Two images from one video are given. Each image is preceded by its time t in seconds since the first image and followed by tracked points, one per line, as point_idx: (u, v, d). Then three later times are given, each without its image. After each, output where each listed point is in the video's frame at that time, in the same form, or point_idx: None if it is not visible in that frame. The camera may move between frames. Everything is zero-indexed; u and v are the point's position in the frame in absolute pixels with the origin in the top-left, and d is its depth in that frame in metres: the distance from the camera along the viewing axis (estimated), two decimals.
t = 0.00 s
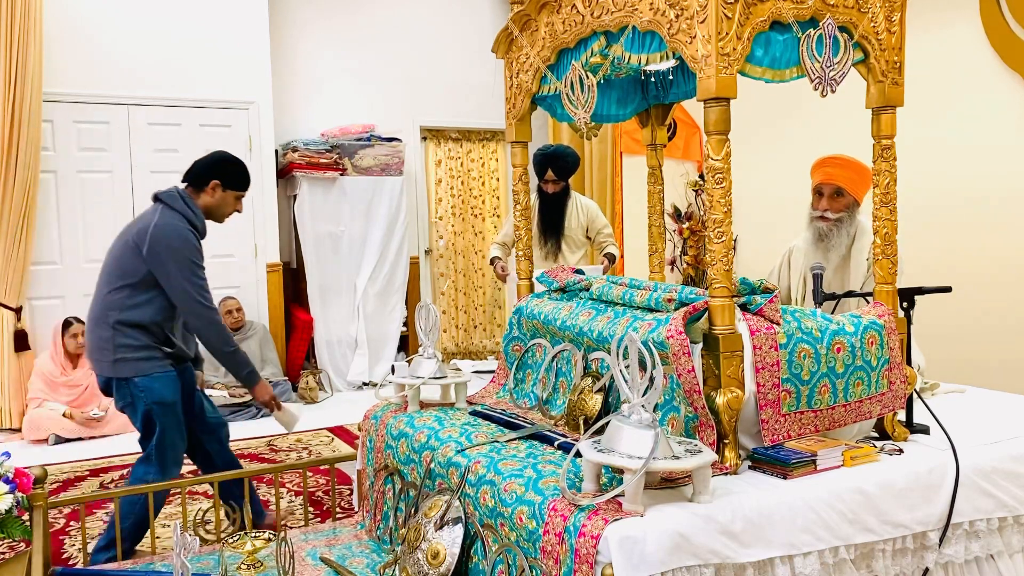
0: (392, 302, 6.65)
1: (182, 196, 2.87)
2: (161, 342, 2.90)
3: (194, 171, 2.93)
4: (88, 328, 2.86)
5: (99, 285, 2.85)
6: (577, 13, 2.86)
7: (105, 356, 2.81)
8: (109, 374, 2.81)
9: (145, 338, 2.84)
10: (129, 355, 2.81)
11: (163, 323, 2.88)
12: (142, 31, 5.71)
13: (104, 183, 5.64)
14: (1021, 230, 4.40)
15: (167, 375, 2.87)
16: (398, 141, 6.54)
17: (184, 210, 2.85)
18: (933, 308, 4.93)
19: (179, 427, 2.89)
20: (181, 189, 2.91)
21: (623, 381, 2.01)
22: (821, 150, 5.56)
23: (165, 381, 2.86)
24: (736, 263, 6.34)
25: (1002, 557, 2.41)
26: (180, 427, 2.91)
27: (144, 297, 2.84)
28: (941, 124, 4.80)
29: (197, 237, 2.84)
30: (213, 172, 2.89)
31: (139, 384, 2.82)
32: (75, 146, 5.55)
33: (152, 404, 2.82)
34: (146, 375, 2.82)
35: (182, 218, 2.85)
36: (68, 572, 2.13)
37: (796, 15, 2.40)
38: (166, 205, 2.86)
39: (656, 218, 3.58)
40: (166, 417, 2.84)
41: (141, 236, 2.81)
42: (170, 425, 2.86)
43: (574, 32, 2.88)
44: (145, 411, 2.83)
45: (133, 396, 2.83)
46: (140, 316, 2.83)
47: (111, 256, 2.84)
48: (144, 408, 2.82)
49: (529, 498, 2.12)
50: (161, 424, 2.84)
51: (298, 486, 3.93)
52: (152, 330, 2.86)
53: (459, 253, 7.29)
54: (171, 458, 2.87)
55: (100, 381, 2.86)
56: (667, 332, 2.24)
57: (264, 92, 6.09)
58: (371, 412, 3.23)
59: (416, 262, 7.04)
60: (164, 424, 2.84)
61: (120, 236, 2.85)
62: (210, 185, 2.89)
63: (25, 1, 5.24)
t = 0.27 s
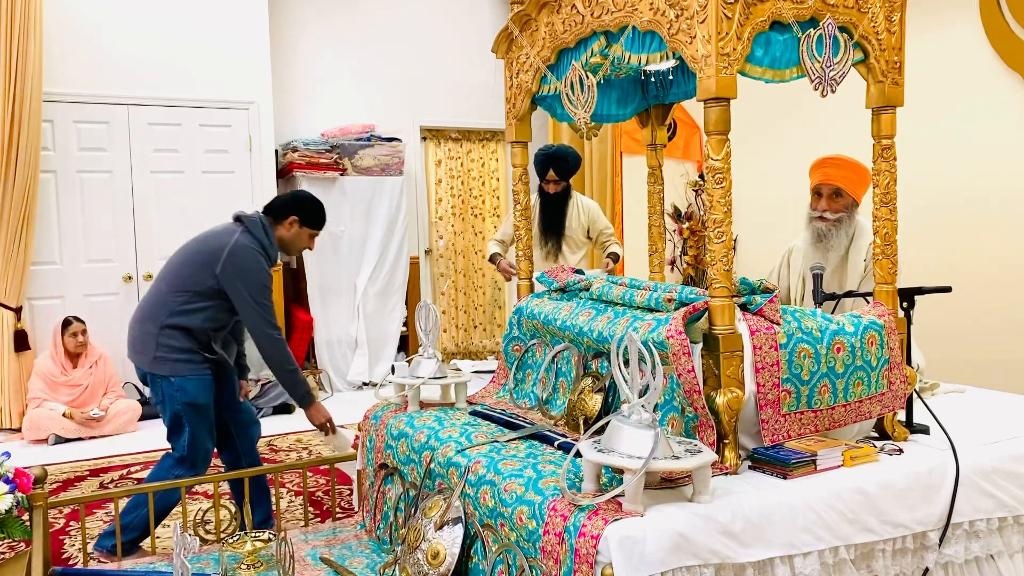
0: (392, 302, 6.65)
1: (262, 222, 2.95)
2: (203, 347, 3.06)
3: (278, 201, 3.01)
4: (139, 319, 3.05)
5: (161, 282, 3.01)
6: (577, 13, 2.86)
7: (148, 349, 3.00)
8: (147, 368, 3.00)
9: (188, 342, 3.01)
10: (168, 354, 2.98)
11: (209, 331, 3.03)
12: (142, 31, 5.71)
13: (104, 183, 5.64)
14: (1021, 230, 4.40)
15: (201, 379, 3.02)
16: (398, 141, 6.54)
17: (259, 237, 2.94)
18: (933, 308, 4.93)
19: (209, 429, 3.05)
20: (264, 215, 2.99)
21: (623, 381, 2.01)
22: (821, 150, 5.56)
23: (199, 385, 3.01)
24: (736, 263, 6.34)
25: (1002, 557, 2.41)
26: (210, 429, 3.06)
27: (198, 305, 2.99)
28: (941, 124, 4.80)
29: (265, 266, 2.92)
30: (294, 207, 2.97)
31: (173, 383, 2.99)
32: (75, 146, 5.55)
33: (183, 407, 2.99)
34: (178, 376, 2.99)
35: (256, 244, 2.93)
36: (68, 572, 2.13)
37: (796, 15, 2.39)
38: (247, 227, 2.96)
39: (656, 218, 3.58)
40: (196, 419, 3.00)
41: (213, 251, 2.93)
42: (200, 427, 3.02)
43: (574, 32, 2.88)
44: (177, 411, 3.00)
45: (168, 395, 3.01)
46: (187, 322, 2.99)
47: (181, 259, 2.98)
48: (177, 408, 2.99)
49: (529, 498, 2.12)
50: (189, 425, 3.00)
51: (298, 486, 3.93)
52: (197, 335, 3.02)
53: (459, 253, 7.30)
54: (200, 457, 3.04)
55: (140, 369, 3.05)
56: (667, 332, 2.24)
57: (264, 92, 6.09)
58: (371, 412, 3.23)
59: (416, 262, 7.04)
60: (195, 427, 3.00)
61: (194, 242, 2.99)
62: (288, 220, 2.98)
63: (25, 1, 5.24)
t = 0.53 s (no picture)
0: (392, 302, 6.65)
1: (311, 249, 2.93)
2: (229, 352, 3.07)
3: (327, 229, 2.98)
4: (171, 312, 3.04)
5: (198, 283, 3.00)
6: (577, 13, 2.86)
7: (174, 345, 3.00)
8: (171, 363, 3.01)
9: (215, 345, 3.01)
10: (194, 354, 2.99)
11: (238, 338, 3.04)
12: (141, 31, 5.71)
13: (104, 183, 5.64)
14: (1020, 230, 4.40)
15: (220, 382, 3.04)
16: (398, 141, 6.54)
17: (305, 264, 2.92)
18: (933, 308, 4.93)
19: (219, 429, 3.07)
20: (312, 240, 2.97)
21: (623, 381, 2.01)
22: (821, 150, 5.56)
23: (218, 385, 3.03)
24: (736, 263, 6.34)
25: (1002, 557, 2.41)
26: (220, 429, 3.08)
27: (232, 312, 2.99)
28: (940, 124, 4.80)
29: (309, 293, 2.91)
30: (340, 239, 2.94)
31: (193, 382, 3.00)
32: (75, 145, 5.55)
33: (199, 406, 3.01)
34: (200, 377, 3.00)
35: (301, 271, 2.92)
36: (67, 572, 2.13)
37: (796, 15, 2.39)
38: (296, 252, 2.93)
39: (656, 218, 3.58)
40: (208, 419, 3.02)
41: (259, 270, 2.92)
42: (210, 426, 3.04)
43: (574, 32, 2.88)
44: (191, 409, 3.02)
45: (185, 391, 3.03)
46: (220, 328, 3.00)
47: (223, 266, 2.97)
48: (191, 406, 3.01)
49: (529, 498, 2.12)
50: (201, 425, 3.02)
51: (298, 486, 3.93)
52: (224, 339, 3.03)
53: (459, 253, 7.30)
54: (207, 457, 3.06)
55: (161, 361, 3.06)
56: (667, 332, 2.24)
57: (264, 92, 6.09)
58: (371, 412, 3.23)
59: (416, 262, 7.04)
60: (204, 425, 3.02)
61: (239, 251, 2.97)
62: (331, 251, 2.94)
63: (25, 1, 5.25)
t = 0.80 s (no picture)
0: (392, 302, 6.65)
1: (329, 271, 2.93)
2: (240, 362, 3.08)
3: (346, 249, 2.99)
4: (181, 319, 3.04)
5: (214, 293, 3.00)
6: (577, 13, 2.86)
7: (185, 353, 3.01)
8: (181, 371, 3.02)
9: (226, 357, 3.02)
10: (205, 365, 3.00)
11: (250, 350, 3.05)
12: (141, 31, 5.71)
13: (104, 183, 5.65)
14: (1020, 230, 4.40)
15: (230, 391, 3.05)
16: (398, 141, 6.54)
17: (323, 287, 2.93)
18: (933, 308, 4.93)
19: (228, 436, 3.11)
20: (331, 261, 2.97)
21: (623, 381, 2.01)
22: (821, 150, 5.56)
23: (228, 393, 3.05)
24: (736, 263, 6.34)
25: (1002, 557, 2.41)
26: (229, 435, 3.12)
27: (246, 325, 3.00)
28: (940, 124, 4.80)
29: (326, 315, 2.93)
30: (357, 261, 2.95)
31: (204, 391, 3.01)
32: (75, 145, 5.55)
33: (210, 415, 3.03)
34: (211, 386, 3.01)
35: (319, 293, 2.93)
36: (68, 572, 2.13)
37: (796, 15, 2.39)
38: (314, 274, 2.94)
39: (656, 218, 3.58)
40: (218, 426, 3.05)
41: (277, 288, 2.93)
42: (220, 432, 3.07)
43: (574, 32, 2.88)
44: (202, 418, 3.03)
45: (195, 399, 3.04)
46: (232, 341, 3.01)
47: (240, 280, 2.97)
48: (201, 414, 3.02)
49: (529, 498, 2.12)
50: (212, 433, 3.05)
51: (298, 486, 3.93)
52: (236, 350, 3.04)
53: (459, 253, 7.30)
54: (217, 462, 3.09)
55: (172, 366, 3.07)
56: (667, 332, 2.24)
57: (264, 92, 6.09)
58: (371, 412, 3.23)
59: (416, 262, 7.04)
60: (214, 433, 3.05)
61: (257, 266, 2.97)
62: (347, 274, 2.96)
63: (25, 1, 5.25)
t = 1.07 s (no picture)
0: (392, 302, 6.65)
1: (330, 273, 2.91)
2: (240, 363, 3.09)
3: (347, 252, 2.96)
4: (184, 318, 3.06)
5: (216, 293, 3.00)
6: (577, 13, 2.86)
7: (186, 352, 3.02)
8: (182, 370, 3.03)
9: (227, 357, 3.03)
10: (204, 364, 3.01)
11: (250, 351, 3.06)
12: (141, 31, 5.71)
13: (104, 183, 5.65)
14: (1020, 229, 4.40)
15: (230, 392, 3.05)
16: (398, 141, 6.54)
17: (323, 290, 2.90)
18: (933, 308, 4.93)
19: (229, 434, 3.11)
20: (332, 262, 2.95)
21: (623, 381, 2.01)
22: (821, 150, 5.56)
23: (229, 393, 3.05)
24: (736, 263, 6.34)
25: (1002, 557, 2.41)
26: (231, 434, 3.12)
27: (245, 327, 3.00)
28: (940, 124, 4.80)
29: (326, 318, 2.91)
30: (359, 264, 2.92)
31: (204, 391, 3.01)
32: (75, 146, 5.55)
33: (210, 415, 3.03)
34: (211, 386, 3.02)
35: (320, 296, 2.91)
36: (68, 572, 2.13)
37: (796, 15, 2.39)
38: (315, 276, 2.92)
39: (656, 218, 3.58)
40: (220, 426, 3.06)
41: (277, 290, 2.92)
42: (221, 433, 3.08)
43: (574, 32, 2.88)
44: (202, 417, 3.03)
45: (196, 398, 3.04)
46: (232, 341, 3.01)
47: (241, 280, 2.97)
48: (202, 414, 3.03)
49: (529, 498, 2.12)
50: (212, 433, 3.05)
51: (298, 486, 3.93)
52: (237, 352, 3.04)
53: (459, 253, 7.30)
54: (219, 462, 3.09)
55: (174, 365, 3.09)
56: (667, 332, 2.24)
57: (264, 92, 6.09)
58: (371, 412, 3.23)
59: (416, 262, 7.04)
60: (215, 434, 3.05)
61: (259, 267, 2.96)
62: (349, 275, 2.93)
63: (25, 1, 5.25)
